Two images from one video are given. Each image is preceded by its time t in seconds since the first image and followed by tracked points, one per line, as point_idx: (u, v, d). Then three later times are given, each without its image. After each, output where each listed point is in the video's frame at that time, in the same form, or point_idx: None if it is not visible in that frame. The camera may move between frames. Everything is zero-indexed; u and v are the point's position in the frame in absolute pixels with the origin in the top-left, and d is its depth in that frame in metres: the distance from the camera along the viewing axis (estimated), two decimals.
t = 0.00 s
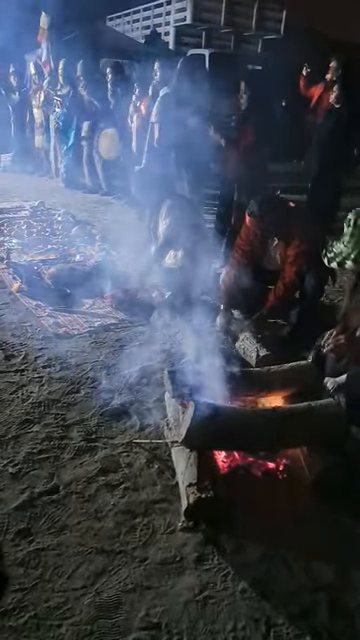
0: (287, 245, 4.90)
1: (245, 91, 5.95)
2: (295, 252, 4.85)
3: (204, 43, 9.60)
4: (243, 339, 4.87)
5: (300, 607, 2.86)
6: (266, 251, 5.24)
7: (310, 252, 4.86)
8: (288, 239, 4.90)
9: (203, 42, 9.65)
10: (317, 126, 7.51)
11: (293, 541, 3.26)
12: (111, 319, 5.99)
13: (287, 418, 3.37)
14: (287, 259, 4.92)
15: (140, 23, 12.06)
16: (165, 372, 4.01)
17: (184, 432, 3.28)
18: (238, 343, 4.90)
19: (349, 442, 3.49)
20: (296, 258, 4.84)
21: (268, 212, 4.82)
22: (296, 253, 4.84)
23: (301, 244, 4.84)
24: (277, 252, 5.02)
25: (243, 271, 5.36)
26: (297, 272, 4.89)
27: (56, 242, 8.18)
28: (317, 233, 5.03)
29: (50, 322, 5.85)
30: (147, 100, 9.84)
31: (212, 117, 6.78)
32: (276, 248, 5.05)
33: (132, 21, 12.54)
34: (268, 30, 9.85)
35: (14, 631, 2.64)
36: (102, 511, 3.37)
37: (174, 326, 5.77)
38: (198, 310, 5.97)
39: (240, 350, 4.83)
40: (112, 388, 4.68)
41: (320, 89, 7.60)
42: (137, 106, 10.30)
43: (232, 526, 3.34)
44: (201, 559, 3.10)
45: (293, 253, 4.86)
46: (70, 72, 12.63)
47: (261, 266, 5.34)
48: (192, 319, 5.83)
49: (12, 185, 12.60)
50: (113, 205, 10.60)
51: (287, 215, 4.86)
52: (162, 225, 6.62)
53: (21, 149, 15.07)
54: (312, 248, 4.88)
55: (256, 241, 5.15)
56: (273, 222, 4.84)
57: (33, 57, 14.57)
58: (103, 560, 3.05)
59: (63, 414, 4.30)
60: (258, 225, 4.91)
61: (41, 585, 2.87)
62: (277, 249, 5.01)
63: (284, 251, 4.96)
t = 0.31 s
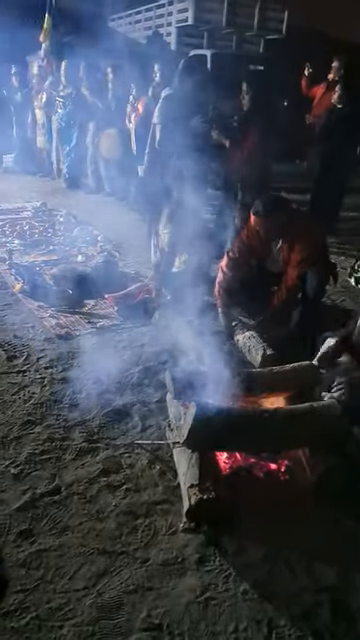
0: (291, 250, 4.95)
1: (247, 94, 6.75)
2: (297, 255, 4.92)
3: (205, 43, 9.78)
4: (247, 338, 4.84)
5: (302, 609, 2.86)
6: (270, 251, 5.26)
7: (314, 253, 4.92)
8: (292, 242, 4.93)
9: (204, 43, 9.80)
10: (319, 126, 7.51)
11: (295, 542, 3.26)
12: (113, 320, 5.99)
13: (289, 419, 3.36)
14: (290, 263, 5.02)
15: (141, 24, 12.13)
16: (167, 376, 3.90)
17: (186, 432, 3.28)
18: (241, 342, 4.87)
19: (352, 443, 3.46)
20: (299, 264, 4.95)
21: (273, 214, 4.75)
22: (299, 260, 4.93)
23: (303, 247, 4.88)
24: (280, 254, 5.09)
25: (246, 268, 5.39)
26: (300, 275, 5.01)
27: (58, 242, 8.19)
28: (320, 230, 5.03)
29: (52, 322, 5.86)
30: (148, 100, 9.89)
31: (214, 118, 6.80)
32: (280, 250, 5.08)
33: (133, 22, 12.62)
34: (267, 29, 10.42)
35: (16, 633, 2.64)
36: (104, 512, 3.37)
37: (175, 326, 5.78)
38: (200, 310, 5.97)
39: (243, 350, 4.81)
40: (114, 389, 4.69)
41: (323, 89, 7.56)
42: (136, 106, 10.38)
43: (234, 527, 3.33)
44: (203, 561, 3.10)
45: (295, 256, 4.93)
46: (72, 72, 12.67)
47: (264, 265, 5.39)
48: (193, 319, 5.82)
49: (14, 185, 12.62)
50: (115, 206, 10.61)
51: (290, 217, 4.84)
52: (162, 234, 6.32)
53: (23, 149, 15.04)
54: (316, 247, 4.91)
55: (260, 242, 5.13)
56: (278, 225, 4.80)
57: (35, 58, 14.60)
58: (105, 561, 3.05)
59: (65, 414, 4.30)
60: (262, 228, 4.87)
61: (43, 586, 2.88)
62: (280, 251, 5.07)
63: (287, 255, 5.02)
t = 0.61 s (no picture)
0: (292, 256, 5.06)
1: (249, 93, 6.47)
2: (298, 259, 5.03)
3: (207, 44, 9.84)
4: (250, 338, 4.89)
5: (303, 608, 2.86)
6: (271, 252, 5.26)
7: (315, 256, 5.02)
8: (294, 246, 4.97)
9: (206, 43, 9.84)
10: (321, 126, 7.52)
11: (296, 542, 3.25)
12: (115, 321, 5.99)
13: (291, 419, 3.35)
14: (292, 267, 5.10)
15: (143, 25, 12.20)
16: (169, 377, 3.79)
17: (188, 433, 3.27)
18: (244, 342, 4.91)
19: (354, 443, 3.44)
20: (301, 270, 5.05)
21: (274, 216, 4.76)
22: (301, 266, 5.03)
23: (303, 250, 5.01)
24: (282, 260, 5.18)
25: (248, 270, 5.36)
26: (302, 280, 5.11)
27: (60, 243, 8.20)
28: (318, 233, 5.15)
29: (54, 323, 5.87)
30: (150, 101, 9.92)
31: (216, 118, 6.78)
32: (282, 256, 5.17)
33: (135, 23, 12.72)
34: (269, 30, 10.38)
35: (18, 633, 2.64)
36: (105, 512, 3.38)
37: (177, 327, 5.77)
38: (201, 311, 5.97)
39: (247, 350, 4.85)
40: (116, 389, 4.69)
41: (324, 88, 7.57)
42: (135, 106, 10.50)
43: (236, 528, 3.33)
44: (204, 561, 3.10)
45: (297, 262, 5.04)
46: (74, 73, 12.69)
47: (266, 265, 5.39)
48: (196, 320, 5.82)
49: (16, 186, 12.62)
50: (117, 207, 10.62)
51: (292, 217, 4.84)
52: (165, 239, 6.42)
53: (24, 150, 15.05)
54: (315, 250, 5.03)
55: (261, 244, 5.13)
56: (279, 230, 4.87)
57: (37, 59, 14.65)
58: (107, 561, 3.05)
59: (67, 415, 4.31)
60: (264, 229, 4.85)
61: (45, 587, 2.88)
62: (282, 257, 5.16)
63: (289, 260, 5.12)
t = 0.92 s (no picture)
0: (293, 260, 5.23)
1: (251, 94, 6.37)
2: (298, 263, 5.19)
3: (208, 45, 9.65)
4: (254, 338, 4.93)
5: (304, 609, 2.86)
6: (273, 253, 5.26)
7: (315, 260, 5.16)
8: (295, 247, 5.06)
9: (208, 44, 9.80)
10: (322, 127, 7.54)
11: (297, 543, 3.25)
12: (116, 321, 6.00)
13: (292, 419, 3.35)
14: (293, 271, 5.25)
15: (144, 26, 12.18)
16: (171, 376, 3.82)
17: (190, 433, 3.28)
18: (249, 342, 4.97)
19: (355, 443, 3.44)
20: (302, 274, 5.20)
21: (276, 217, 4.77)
22: (301, 269, 5.18)
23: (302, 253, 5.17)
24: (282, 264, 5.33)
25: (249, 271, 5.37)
26: (302, 282, 5.23)
27: (61, 244, 8.19)
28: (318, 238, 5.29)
29: (56, 323, 5.88)
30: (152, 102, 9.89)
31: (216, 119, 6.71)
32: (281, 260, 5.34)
33: (137, 24, 12.71)
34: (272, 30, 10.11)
35: (19, 634, 2.64)
36: (107, 513, 3.38)
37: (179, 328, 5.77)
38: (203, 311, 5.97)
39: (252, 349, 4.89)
40: (118, 390, 4.69)
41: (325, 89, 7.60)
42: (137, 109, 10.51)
43: (237, 528, 3.33)
44: (206, 561, 3.10)
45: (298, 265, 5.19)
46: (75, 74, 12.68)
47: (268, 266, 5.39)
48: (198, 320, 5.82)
49: (18, 187, 12.61)
50: (119, 208, 10.61)
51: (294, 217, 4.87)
52: (167, 240, 6.47)
53: (26, 151, 15.05)
54: (314, 254, 5.17)
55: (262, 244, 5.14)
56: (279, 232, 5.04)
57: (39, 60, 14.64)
58: (108, 562, 3.05)
59: (68, 416, 4.31)
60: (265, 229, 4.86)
61: (46, 588, 2.88)
62: (282, 262, 5.31)
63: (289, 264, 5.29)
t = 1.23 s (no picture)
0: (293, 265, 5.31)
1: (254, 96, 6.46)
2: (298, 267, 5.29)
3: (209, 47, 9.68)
4: (254, 340, 4.89)
5: (305, 610, 2.85)
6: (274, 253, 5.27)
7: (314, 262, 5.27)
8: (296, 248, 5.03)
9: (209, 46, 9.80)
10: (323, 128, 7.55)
11: (298, 544, 3.25)
12: (117, 322, 6.01)
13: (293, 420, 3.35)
14: (293, 275, 5.32)
15: (145, 27, 12.18)
16: (172, 377, 3.88)
17: (190, 434, 3.29)
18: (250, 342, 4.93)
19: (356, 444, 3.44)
20: (302, 276, 5.29)
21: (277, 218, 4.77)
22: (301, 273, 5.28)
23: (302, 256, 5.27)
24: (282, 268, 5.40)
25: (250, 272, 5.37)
26: (303, 286, 5.30)
27: (62, 245, 8.20)
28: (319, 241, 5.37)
29: (56, 324, 5.88)
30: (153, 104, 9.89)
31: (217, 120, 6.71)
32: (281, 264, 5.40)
33: (137, 26, 12.71)
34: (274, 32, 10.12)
35: (20, 635, 2.64)
36: (107, 514, 3.38)
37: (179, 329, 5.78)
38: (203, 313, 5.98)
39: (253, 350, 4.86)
40: (118, 391, 4.69)
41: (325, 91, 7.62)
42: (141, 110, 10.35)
43: (238, 530, 3.32)
44: (207, 563, 3.10)
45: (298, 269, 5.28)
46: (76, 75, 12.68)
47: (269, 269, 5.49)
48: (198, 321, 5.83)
49: (19, 189, 12.62)
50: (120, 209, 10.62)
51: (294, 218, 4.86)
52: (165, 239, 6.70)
53: (27, 152, 15.06)
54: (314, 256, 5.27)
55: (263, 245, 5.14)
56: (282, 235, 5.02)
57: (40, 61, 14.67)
58: (109, 563, 3.05)
59: (69, 417, 4.31)
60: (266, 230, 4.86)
61: (47, 589, 2.88)
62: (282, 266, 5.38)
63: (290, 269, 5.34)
